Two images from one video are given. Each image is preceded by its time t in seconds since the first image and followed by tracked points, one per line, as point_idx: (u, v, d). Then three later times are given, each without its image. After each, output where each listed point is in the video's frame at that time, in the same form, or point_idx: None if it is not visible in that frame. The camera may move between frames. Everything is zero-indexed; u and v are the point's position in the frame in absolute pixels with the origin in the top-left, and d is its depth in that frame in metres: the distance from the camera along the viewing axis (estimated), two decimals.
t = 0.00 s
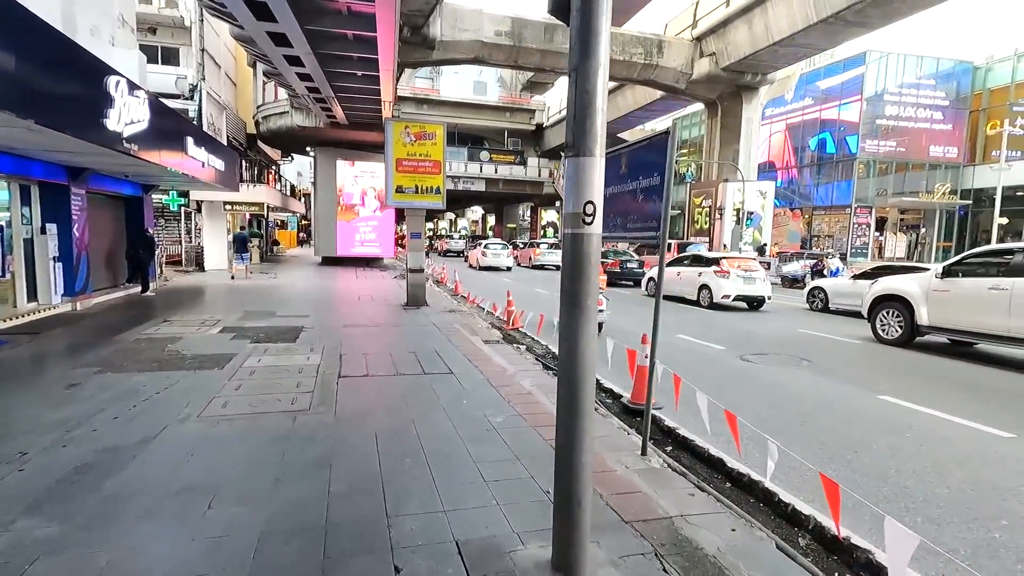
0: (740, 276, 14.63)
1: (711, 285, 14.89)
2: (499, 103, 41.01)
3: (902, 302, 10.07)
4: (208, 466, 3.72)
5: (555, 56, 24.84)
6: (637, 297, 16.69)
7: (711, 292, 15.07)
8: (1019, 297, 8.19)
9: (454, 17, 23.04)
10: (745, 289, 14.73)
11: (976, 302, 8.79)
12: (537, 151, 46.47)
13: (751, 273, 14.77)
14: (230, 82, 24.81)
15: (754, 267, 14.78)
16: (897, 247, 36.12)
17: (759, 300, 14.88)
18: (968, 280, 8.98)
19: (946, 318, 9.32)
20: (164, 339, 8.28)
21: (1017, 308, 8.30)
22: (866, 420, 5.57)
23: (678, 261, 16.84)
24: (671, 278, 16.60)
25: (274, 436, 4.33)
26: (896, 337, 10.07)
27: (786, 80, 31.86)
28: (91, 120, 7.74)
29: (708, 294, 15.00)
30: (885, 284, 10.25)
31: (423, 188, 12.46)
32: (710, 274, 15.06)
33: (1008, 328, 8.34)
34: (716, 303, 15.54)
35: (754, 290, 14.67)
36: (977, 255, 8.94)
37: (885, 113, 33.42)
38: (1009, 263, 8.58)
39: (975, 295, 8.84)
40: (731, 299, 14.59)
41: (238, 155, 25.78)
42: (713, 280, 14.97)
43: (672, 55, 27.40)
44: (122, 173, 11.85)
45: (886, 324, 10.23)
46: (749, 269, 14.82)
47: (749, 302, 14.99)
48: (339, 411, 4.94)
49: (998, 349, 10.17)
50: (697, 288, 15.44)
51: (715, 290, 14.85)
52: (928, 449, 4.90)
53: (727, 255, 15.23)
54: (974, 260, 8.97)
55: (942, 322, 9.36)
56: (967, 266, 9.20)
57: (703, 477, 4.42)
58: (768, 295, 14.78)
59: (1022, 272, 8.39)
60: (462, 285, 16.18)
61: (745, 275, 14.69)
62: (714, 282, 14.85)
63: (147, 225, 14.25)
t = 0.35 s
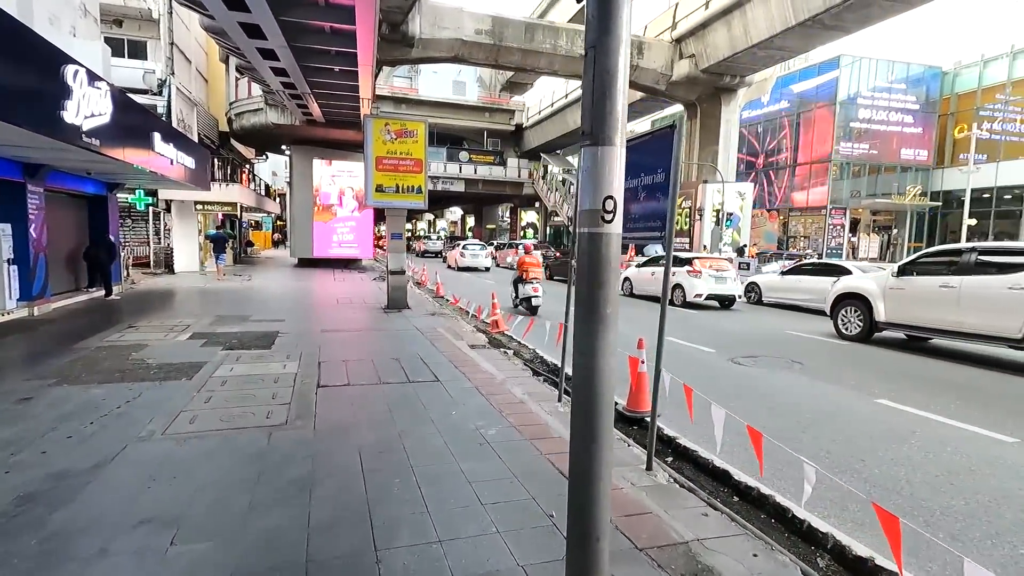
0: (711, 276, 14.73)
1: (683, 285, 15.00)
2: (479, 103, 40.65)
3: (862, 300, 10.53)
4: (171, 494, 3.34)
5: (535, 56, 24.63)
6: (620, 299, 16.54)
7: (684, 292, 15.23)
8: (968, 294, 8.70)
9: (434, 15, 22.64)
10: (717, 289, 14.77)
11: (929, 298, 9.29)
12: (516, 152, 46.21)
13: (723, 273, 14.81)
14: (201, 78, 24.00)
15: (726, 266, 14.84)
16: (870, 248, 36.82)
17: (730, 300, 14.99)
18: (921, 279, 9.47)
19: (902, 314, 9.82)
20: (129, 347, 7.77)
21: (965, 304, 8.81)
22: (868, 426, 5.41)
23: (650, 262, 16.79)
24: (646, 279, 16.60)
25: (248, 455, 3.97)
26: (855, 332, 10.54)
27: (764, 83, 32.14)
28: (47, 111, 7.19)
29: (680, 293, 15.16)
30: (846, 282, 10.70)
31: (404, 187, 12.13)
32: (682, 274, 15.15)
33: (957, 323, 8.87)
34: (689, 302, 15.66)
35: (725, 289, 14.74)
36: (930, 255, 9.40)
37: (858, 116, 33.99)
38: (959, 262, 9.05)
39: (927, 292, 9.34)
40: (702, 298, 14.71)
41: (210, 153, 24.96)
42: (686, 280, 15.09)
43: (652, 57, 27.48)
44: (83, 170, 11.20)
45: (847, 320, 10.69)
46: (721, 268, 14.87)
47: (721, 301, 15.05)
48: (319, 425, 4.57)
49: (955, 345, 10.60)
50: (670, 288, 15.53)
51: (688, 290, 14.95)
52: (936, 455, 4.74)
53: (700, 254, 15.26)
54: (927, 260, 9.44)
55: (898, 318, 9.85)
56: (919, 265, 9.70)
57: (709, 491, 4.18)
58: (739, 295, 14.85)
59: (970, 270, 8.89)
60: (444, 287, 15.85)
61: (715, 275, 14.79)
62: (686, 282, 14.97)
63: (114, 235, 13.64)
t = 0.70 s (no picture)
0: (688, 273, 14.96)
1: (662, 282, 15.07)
2: (464, 100, 40.22)
3: (829, 297, 10.74)
4: (140, 528, 3.00)
5: (521, 52, 24.34)
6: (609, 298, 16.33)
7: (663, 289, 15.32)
8: (925, 292, 8.96)
9: (418, 9, 22.16)
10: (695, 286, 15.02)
11: (890, 295, 9.53)
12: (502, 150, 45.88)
13: (700, 271, 15.04)
14: (178, 72, 23.27)
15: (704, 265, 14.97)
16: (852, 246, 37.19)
17: (706, 297, 15.28)
18: (883, 277, 9.73)
19: (866, 312, 10.01)
20: (100, 354, 7.34)
21: (924, 301, 9.06)
22: (877, 433, 5.25)
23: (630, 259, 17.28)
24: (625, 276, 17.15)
25: (228, 478, 3.65)
26: (822, 328, 10.77)
27: (749, 82, 32.21)
28: (8, 103, 6.72)
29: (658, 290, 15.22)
30: (815, 280, 10.91)
31: (390, 185, 11.79)
32: (661, 271, 15.29)
33: (917, 319, 9.11)
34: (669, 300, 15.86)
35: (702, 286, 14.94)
36: (894, 254, 9.67)
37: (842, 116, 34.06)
38: (918, 261, 9.32)
39: (889, 290, 9.59)
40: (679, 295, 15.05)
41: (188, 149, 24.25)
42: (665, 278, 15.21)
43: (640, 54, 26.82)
44: (51, 165, 10.65)
45: (815, 317, 10.88)
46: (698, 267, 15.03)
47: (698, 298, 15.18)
48: (304, 443, 4.25)
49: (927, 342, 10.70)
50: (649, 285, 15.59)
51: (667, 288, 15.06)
52: (950, 464, 4.59)
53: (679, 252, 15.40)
54: (890, 258, 9.71)
55: (863, 314, 10.07)
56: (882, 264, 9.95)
57: (721, 507, 3.97)
58: (715, 291, 15.11)
59: (929, 269, 9.12)
60: (431, 287, 15.56)
61: (693, 272, 15.05)
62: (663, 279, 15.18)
63: (86, 238, 13.10)
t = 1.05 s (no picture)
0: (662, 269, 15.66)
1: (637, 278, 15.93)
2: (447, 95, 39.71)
3: (793, 291, 11.17)
4: (88, 558, 2.66)
5: (506, 47, 23.95)
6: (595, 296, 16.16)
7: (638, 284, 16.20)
8: (880, 286, 9.39)
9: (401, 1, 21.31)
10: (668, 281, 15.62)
11: (847, 288, 9.99)
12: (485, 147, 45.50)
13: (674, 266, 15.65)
14: (151, 63, 22.50)
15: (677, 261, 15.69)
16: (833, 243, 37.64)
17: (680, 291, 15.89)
18: (841, 272, 10.15)
19: (826, 304, 10.46)
20: (62, 356, 6.90)
21: (877, 294, 9.53)
22: (881, 435, 5.07)
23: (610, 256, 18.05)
24: (605, 272, 17.86)
25: (194, 497, 3.32)
26: (785, 321, 11.20)
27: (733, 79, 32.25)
28: None
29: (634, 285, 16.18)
30: (779, 275, 11.34)
31: (372, 179, 11.38)
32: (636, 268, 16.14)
33: (872, 311, 9.56)
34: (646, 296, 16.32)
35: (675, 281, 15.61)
36: (851, 249, 10.08)
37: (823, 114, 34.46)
38: (873, 256, 9.74)
39: (847, 284, 10.01)
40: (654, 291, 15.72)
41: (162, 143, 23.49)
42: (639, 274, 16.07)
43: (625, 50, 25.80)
44: (10, 157, 10.06)
45: (779, 309, 11.32)
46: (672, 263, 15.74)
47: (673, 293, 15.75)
48: (278, 455, 3.91)
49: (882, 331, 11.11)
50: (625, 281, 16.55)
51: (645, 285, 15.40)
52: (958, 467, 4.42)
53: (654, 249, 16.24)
54: (848, 254, 10.12)
55: (823, 307, 10.51)
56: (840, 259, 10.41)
57: (728, 518, 3.72)
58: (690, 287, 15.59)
59: (882, 263, 9.58)
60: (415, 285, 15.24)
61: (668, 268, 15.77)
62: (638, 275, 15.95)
63: (51, 233, 12.49)
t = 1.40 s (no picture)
0: (637, 269, 15.76)
1: (611, 276, 16.02)
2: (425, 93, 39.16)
3: (752, 289, 11.41)
4: None
5: (485, 44, 23.58)
6: (577, 297, 15.94)
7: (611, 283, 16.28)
8: (830, 283, 9.81)
9: None
10: (642, 280, 15.91)
11: (800, 287, 10.39)
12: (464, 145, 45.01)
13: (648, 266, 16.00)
14: (115, 55, 21.58)
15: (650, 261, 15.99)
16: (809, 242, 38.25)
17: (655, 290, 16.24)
18: (795, 270, 10.52)
19: (781, 301, 10.81)
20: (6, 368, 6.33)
21: (827, 291, 9.98)
22: (882, 444, 4.90)
23: (584, 254, 18.11)
24: (579, 271, 17.87)
25: (139, 537, 2.90)
26: (744, 318, 11.47)
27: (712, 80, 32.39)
28: None
29: (608, 283, 16.21)
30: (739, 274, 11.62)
31: (349, 177, 10.95)
32: (610, 267, 16.16)
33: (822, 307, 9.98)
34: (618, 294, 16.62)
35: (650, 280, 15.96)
36: (803, 250, 10.48)
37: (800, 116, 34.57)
38: (824, 255, 10.17)
39: (801, 282, 10.40)
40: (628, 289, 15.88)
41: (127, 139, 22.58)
42: (614, 272, 16.13)
43: (604, 49, 25.66)
44: None
45: (739, 306, 11.61)
46: (646, 262, 16.01)
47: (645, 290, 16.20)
48: (242, 483, 3.52)
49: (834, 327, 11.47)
50: (600, 280, 16.58)
51: (615, 282, 16.02)
52: (970, 478, 4.23)
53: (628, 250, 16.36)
54: (801, 253, 10.51)
55: (780, 305, 10.84)
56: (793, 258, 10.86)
57: (735, 543, 3.43)
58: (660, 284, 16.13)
59: (832, 261, 10.02)
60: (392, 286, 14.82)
61: (641, 267, 15.90)
62: (613, 274, 16.00)
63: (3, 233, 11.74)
